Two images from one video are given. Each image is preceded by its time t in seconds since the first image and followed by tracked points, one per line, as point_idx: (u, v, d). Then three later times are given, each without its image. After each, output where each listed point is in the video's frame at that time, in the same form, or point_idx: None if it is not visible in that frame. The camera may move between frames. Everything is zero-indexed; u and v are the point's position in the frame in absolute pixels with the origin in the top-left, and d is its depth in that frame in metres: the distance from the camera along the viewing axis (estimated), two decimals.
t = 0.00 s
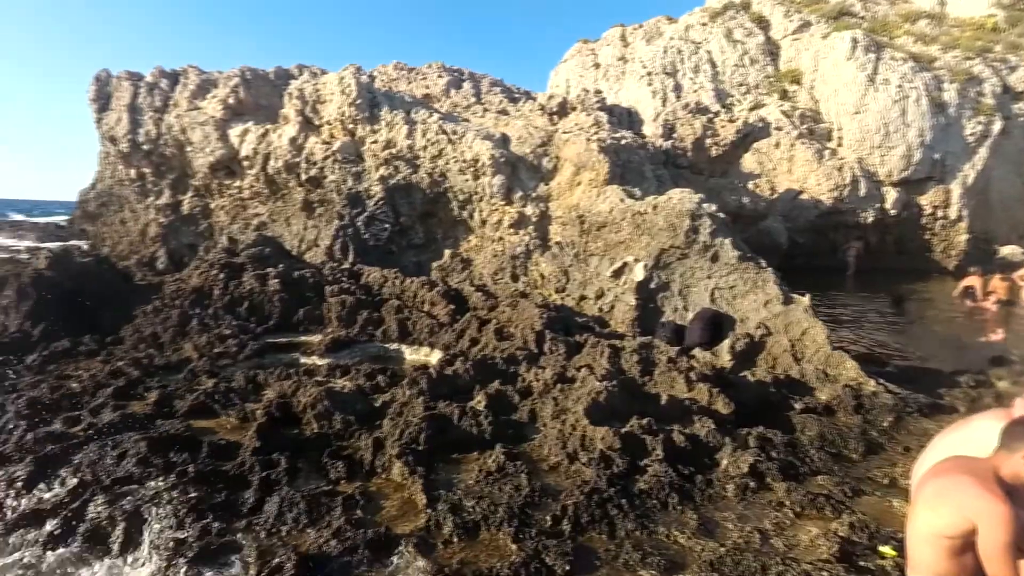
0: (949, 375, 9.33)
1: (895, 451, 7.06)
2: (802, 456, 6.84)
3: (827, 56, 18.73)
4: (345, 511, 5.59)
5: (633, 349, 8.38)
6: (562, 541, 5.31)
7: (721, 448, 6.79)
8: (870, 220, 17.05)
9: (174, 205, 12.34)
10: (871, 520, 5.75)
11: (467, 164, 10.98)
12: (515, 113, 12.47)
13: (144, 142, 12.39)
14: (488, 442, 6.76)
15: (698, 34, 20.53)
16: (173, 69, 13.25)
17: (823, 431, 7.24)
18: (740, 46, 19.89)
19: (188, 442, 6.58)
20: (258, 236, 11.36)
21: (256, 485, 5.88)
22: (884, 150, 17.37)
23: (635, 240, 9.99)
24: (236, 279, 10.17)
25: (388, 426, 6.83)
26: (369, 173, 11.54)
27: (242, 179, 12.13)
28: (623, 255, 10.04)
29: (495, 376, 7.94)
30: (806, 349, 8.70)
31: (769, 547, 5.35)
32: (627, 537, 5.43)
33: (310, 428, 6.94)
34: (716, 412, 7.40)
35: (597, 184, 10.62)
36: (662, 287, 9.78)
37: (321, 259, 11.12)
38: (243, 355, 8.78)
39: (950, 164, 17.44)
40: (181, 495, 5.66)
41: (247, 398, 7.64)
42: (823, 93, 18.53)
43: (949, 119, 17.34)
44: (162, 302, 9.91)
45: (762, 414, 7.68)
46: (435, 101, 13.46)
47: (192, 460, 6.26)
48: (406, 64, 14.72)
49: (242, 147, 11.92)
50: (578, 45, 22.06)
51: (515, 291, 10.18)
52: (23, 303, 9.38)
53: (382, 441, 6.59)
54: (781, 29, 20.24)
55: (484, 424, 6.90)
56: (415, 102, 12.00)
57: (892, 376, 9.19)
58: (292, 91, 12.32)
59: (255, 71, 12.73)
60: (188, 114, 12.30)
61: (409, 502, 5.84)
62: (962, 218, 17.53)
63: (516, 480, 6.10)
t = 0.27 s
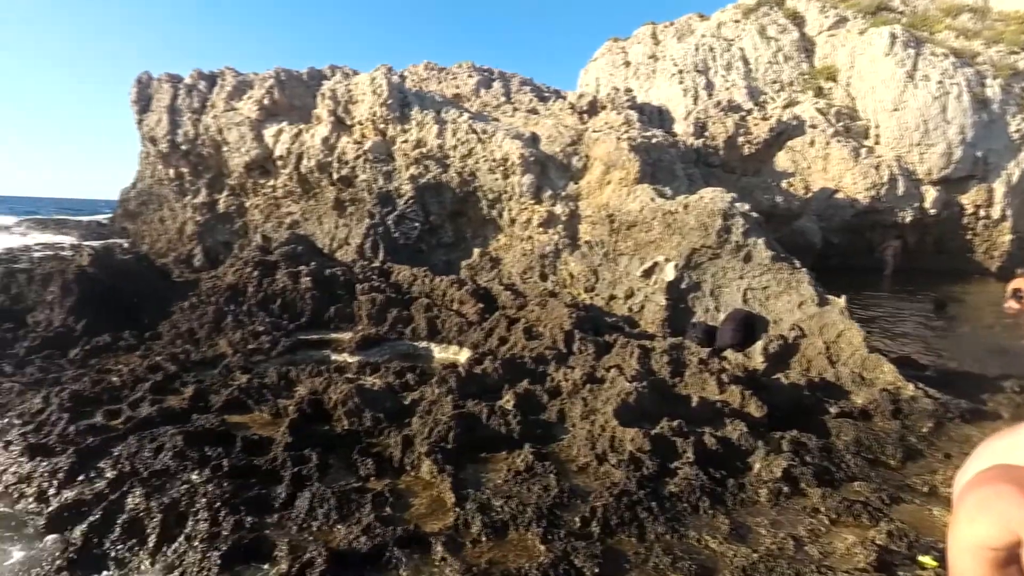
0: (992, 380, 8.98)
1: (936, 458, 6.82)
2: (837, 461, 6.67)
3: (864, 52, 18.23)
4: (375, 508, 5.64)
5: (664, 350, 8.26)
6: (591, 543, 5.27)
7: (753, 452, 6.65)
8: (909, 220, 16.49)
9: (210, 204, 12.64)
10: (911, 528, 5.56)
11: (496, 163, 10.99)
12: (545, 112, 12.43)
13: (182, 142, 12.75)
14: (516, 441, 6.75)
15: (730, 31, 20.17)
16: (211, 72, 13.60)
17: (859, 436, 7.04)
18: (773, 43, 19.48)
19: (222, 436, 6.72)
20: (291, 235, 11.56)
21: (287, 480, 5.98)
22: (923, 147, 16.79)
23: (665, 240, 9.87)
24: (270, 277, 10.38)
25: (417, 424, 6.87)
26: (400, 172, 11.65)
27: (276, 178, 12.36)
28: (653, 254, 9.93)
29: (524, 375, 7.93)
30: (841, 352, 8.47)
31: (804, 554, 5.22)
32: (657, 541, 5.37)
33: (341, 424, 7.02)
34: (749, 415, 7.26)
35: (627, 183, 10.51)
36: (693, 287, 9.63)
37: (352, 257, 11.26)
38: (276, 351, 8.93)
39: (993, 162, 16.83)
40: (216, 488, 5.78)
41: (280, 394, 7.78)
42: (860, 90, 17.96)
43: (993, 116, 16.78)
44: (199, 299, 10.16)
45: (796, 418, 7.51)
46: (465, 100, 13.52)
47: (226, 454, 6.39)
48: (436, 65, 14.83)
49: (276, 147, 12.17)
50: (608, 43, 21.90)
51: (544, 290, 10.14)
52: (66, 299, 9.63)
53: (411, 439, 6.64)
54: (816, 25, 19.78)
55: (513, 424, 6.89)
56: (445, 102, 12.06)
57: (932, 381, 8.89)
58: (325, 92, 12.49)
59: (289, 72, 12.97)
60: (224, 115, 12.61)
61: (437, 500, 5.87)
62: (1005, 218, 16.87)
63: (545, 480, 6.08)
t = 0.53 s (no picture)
0: None
1: (974, 465, 6.61)
2: (871, 467, 6.50)
3: (899, 48, 17.76)
4: (402, 506, 5.68)
5: (692, 352, 8.16)
6: (618, 546, 5.23)
7: (784, 457, 6.53)
8: (944, 220, 15.93)
9: (242, 204, 12.92)
10: (947, 537, 5.39)
11: (523, 163, 10.99)
12: (572, 111, 12.37)
13: (215, 143, 13.09)
14: (543, 442, 6.74)
15: (761, 29, 19.83)
16: (243, 74, 13.92)
17: (894, 442, 6.86)
18: (805, 40, 19.09)
19: (253, 433, 6.85)
20: (320, 234, 11.73)
21: (317, 476, 6.07)
22: (960, 146, 16.30)
23: (694, 240, 9.75)
24: (300, 275, 10.57)
25: (444, 423, 6.91)
26: (427, 172, 11.74)
27: (306, 178, 12.58)
28: (681, 255, 9.82)
29: (550, 376, 7.92)
30: (875, 355, 8.25)
31: (836, 561, 5.10)
32: (686, 544, 5.30)
33: (369, 422, 7.10)
34: (779, 418, 7.13)
35: (655, 183, 10.41)
36: (722, 288, 9.50)
37: (379, 256, 11.39)
38: (305, 349, 9.05)
39: None
40: (247, 483, 5.89)
41: (309, 391, 7.90)
42: (894, 87, 17.55)
43: None
44: (231, 297, 10.38)
45: (828, 422, 7.34)
46: (492, 100, 13.55)
47: (257, 450, 6.51)
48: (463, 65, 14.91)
49: (306, 147, 12.39)
50: (635, 42, 21.73)
51: (570, 290, 10.09)
52: (103, 297, 9.91)
53: (438, 438, 6.68)
54: (849, 21, 19.34)
55: (539, 424, 6.87)
56: (473, 102, 12.09)
57: (971, 386, 8.59)
58: (354, 93, 12.64)
59: (319, 73, 13.17)
60: (256, 116, 12.89)
61: (464, 499, 5.89)
62: None
63: (571, 481, 6.06)
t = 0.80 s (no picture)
0: None
1: (1015, 475, 6.39)
2: (907, 475, 6.33)
3: (935, 44, 17.28)
4: (429, 505, 5.71)
5: (721, 354, 8.04)
6: (646, 550, 5.18)
7: (816, 462, 6.39)
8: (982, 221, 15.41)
9: (272, 205, 13.23)
10: (989, 549, 5.20)
11: (549, 163, 10.96)
12: (598, 111, 12.26)
13: (247, 145, 13.53)
14: (569, 444, 6.72)
15: (791, 26, 19.45)
16: (275, 76, 14.34)
17: (931, 449, 6.67)
18: (836, 37, 18.67)
19: (283, 430, 6.95)
20: (347, 234, 11.89)
21: (345, 474, 6.13)
22: (1000, 145, 15.60)
23: (722, 241, 9.60)
24: (328, 275, 10.72)
25: (470, 423, 6.93)
26: (453, 173, 11.82)
27: (334, 179, 12.80)
28: (709, 256, 9.68)
29: (576, 377, 7.88)
30: (910, 359, 8.01)
31: (871, 571, 4.97)
32: (715, 550, 5.23)
33: (395, 421, 7.16)
34: (811, 423, 6.98)
35: (683, 183, 10.28)
36: (751, 290, 9.32)
37: (406, 257, 11.53)
38: (333, 347, 9.16)
39: None
40: (278, 479, 5.99)
41: (337, 389, 8.00)
42: (930, 85, 17.07)
43: None
44: (262, 296, 10.57)
45: (862, 428, 7.17)
46: (517, 101, 13.56)
47: (287, 447, 6.61)
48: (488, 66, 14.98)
49: (334, 149, 12.61)
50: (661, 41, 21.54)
51: (596, 291, 10.02)
52: (140, 295, 10.18)
53: (464, 438, 6.70)
54: (883, 18, 18.86)
55: (566, 425, 6.85)
56: (499, 103, 12.11)
57: (1013, 394, 8.29)
58: (381, 95, 12.79)
59: (347, 75, 13.37)
60: (286, 118, 13.27)
61: (490, 499, 5.90)
62: None
63: (598, 483, 6.02)
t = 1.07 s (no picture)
0: None
1: None
2: (946, 485, 6.14)
3: (974, 40, 16.81)
4: (456, 506, 5.72)
5: (750, 358, 7.89)
6: (675, 556, 5.11)
7: (851, 470, 6.24)
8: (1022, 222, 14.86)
9: (301, 207, 13.62)
10: None
11: (574, 165, 10.90)
12: (624, 112, 12.14)
13: (277, 148, 13.98)
14: (596, 447, 6.67)
15: (821, 24, 18.94)
16: (305, 81, 14.68)
17: (971, 459, 6.47)
18: (870, 34, 18.20)
19: (313, 429, 7.04)
20: (374, 236, 12.05)
21: (373, 474, 6.18)
22: None
23: (750, 243, 9.42)
24: (355, 276, 10.86)
25: (496, 425, 6.93)
26: (478, 175, 11.88)
27: (362, 182, 13.03)
28: (738, 258, 9.51)
29: (603, 380, 7.82)
30: (948, 366, 7.74)
31: None
32: (746, 558, 5.14)
33: (422, 422, 7.20)
34: (845, 430, 6.82)
35: (711, 184, 10.07)
36: (781, 293, 9.14)
37: (431, 258, 11.69)
38: (361, 348, 9.25)
39: None
40: (308, 478, 6.06)
41: (365, 389, 8.08)
42: (967, 82, 16.61)
43: None
44: (292, 296, 10.75)
45: (898, 436, 6.98)
46: (543, 103, 13.56)
47: (317, 446, 6.69)
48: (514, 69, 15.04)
49: (362, 152, 12.80)
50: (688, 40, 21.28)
51: (622, 293, 9.93)
52: (175, 295, 10.43)
53: (490, 439, 6.71)
54: (918, 14, 18.37)
55: (593, 428, 6.80)
56: (524, 105, 12.11)
57: None
58: (408, 98, 12.92)
59: (375, 79, 13.56)
60: (315, 122, 13.58)
61: (517, 501, 5.88)
62: None
63: (626, 488, 5.96)
